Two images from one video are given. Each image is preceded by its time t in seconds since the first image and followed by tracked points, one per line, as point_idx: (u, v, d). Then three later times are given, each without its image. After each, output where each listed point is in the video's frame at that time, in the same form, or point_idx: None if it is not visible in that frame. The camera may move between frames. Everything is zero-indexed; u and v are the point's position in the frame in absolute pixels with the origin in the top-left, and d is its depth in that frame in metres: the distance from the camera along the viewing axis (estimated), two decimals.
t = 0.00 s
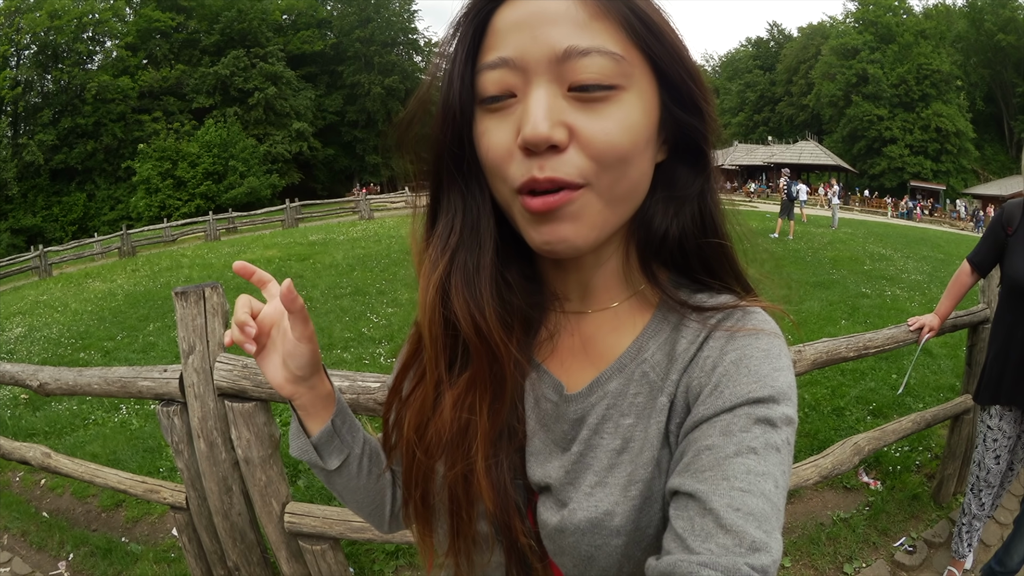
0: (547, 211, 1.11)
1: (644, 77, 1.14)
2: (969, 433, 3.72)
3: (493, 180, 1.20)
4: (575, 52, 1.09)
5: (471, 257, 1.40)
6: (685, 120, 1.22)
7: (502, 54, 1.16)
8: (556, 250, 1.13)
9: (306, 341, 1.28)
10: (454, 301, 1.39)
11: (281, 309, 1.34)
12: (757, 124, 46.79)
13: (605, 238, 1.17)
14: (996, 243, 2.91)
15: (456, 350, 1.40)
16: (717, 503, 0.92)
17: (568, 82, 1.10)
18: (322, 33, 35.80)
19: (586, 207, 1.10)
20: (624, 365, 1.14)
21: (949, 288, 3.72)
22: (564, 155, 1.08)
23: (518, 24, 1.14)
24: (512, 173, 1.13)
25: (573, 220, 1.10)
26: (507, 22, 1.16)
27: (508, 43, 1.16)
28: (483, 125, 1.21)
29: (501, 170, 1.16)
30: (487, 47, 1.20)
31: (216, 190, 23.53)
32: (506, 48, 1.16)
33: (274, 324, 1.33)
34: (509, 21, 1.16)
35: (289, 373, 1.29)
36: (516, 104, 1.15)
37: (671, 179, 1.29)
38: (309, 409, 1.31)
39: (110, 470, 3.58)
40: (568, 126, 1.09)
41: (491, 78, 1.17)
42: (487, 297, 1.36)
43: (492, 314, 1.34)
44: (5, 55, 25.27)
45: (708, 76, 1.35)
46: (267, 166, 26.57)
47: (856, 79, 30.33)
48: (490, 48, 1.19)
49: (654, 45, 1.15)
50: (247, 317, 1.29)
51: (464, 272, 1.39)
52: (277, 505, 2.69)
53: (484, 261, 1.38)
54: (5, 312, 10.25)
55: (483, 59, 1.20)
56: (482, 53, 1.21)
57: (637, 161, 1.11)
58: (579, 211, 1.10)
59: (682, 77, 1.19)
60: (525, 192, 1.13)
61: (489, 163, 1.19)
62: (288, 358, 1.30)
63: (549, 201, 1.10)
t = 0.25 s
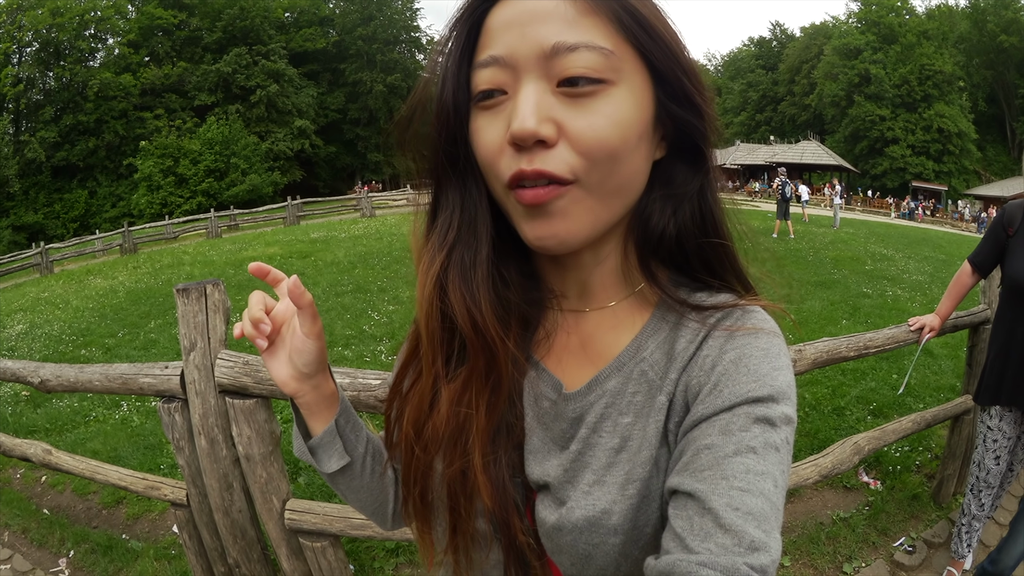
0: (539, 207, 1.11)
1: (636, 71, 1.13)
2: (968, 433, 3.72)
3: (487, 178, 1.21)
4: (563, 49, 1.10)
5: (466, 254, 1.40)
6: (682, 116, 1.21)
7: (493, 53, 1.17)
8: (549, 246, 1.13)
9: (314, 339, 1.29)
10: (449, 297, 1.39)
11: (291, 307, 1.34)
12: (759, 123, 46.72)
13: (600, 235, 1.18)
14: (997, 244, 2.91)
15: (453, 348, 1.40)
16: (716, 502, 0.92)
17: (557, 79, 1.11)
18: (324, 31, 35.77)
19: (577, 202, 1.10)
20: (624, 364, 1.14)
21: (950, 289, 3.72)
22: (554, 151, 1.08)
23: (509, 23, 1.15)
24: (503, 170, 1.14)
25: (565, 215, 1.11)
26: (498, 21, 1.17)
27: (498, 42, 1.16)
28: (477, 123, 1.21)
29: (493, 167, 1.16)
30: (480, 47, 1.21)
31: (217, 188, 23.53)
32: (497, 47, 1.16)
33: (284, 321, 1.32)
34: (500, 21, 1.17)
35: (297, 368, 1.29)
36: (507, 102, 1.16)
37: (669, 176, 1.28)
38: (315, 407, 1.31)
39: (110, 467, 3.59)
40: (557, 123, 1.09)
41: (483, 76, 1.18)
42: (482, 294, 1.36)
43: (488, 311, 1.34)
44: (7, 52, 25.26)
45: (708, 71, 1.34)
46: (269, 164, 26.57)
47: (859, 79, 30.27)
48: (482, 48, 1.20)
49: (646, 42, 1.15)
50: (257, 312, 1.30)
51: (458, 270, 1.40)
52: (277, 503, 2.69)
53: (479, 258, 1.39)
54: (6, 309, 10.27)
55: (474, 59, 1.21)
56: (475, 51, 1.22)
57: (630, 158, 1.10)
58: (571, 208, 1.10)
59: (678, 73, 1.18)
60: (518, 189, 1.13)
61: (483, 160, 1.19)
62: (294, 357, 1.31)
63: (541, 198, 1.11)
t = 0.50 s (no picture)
0: (536, 209, 1.12)
1: (631, 71, 1.13)
2: (969, 435, 3.72)
3: (484, 179, 1.21)
4: (556, 50, 1.10)
5: (466, 256, 1.41)
6: (680, 115, 1.21)
7: (489, 56, 1.17)
8: (545, 247, 1.14)
9: (314, 343, 1.27)
10: (448, 298, 1.40)
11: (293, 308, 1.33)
12: (761, 123, 46.69)
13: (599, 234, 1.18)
14: (997, 245, 2.91)
15: (452, 349, 1.40)
16: (717, 503, 0.92)
17: (550, 81, 1.11)
18: (326, 30, 35.79)
19: (573, 202, 1.10)
20: (624, 363, 1.14)
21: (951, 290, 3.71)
22: (549, 152, 1.09)
23: (503, 26, 1.15)
24: (499, 171, 1.14)
25: (561, 215, 1.11)
26: (494, 23, 1.17)
27: (494, 45, 1.17)
28: (474, 125, 1.22)
29: (490, 169, 1.17)
30: (476, 50, 1.21)
31: (218, 186, 23.53)
32: (492, 51, 1.17)
33: (285, 324, 1.30)
34: (495, 24, 1.17)
35: (294, 372, 1.28)
36: (503, 104, 1.16)
37: (668, 176, 1.28)
38: (313, 413, 1.30)
39: (111, 465, 3.59)
40: (551, 124, 1.09)
41: (480, 79, 1.18)
42: (481, 295, 1.37)
43: (487, 313, 1.35)
44: (9, 51, 25.26)
45: (707, 69, 1.33)
46: (270, 163, 26.58)
47: (860, 79, 30.24)
48: (479, 51, 1.20)
49: (642, 42, 1.15)
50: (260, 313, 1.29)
51: (458, 272, 1.41)
52: (277, 501, 2.69)
53: (479, 259, 1.40)
54: (7, 307, 10.27)
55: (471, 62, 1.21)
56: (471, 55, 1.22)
57: (627, 157, 1.10)
58: (567, 208, 1.10)
59: (674, 73, 1.18)
60: (515, 189, 1.13)
61: (480, 162, 1.20)
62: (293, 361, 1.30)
63: (539, 197, 1.11)
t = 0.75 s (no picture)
0: (535, 208, 1.12)
1: (629, 70, 1.13)
2: (965, 436, 3.73)
3: (484, 180, 1.21)
4: (556, 51, 1.10)
5: (466, 255, 1.42)
6: (678, 115, 1.21)
7: (489, 56, 1.17)
8: (546, 246, 1.14)
9: (323, 336, 1.29)
10: (448, 295, 1.40)
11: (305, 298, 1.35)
12: (760, 123, 46.68)
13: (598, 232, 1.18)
14: (996, 246, 2.91)
15: (452, 348, 1.40)
16: (716, 502, 0.92)
17: (549, 81, 1.11)
18: (325, 27, 35.75)
19: (573, 201, 1.10)
20: (624, 362, 1.14)
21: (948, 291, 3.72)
22: (547, 151, 1.09)
23: (503, 27, 1.15)
24: (500, 170, 1.14)
25: (560, 215, 1.11)
26: (494, 24, 1.17)
27: (493, 46, 1.17)
28: (474, 125, 1.22)
29: (490, 169, 1.17)
30: (477, 51, 1.21)
31: (217, 184, 23.50)
32: (492, 51, 1.17)
33: (294, 313, 1.31)
34: (496, 24, 1.17)
35: (301, 363, 1.29)
36: (502, 104, 1.16)
37: (667, 175, 1.29)
38: (316, 408, 1.31)
39: (109, 463, 3.59)
40: (549, 124, 1.09)
41: (480, 79, 1.18)
42: (481, 295, 1.37)
43: (487, 311, 1.35)
44: (7, 47, 25.17)
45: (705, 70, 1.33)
46: (269, 160, 26.55)
47: (860, 79, 30.28)
48: (479, 52, 1.20)
49: (642, 41, 1.15)
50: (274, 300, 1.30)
51: (457, 272, 1.41)
52: (275, 500, 2.69)
53: (479, 258, 1.40)
54: (5, 305, 10.25)
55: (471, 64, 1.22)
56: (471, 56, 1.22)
57: (624, 156, 1.10)
58: (566, 207, 1.11)
59: (673, 71, 1.19)
60: (515, 188, 1.13)
61: (479, 161, 1.20)
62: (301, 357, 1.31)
63: (538, 196, 1.11)
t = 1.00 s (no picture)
0: (544, 206, 1.11)
1: (631, 71, 1.14)
2: (967, 429, 3.74)
3: (486, 181, 1.21)
4: (561, 50, 1.10)
5: (468, 258, 1.41)
6: (675, 111, 1.22)
7: (491, 56, 1.16)
8: (552, 245, 1.14)
9: (321, 330, 1.30)
10: (450, 298, 1.40)
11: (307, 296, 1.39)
12: (758, 118, 46.64)
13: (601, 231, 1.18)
14: (995, 240, 2.92)
15: (454, 352, 1.39)
16: (714, 502, 0.92)
17: (556, 79, 1.11)
18: (322, 28, 35.71)
19: (580, 201, 1.10)
20: (622, 361, 1.14)
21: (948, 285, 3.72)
22: (554, 150, 1.08)
23: (506, 26, 1.15)
24: (507, 172, 1.13)
25: (569, 213, 1.10)
26: (494, 24, 1.16)
27: (495, 46, 1.16)
28: (476, 125, 1.21)
29: (496, 170, 1.16)
30: (476, 50, 1.20)
31: (216, 186, 23.49)
32: (494, 50, 1.16)
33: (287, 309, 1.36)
34: (496, 23, 1.16)
35: (299, 357, 1.30)
36: (507, 104, 1.16)
37: (664, 170, 1.29)
38: (314, 402, 1.30)
39: (111, 467, 3.59)
40: (558, 123, 1.09)
41: (482, 80, 1.17)
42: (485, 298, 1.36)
43: (490, 313, 1.34)
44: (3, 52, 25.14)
45: (698, 64, 1.35)
46: (267, 162, 26.52)
47: (857, 73, 30.27)
48: (480, 51, 1.19)
49: (641, 40, 1.16)
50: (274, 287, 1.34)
51: (460, 274, 1.41)
52: (278, 501, 2.70)
53: (481, 261, 1.40)
54: (5, 310, 10.26)
55: (472, 63, 1.21)
56: (473, 55, 1.22)
57: (627, 156, 1.11)
58: (573, 206, 1.10)
59: (671, 70, 1.20)
60: (519, 189, 1.13)
61: (483, 161, 1.19)
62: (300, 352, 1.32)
63: (545, 197, 1.10)
